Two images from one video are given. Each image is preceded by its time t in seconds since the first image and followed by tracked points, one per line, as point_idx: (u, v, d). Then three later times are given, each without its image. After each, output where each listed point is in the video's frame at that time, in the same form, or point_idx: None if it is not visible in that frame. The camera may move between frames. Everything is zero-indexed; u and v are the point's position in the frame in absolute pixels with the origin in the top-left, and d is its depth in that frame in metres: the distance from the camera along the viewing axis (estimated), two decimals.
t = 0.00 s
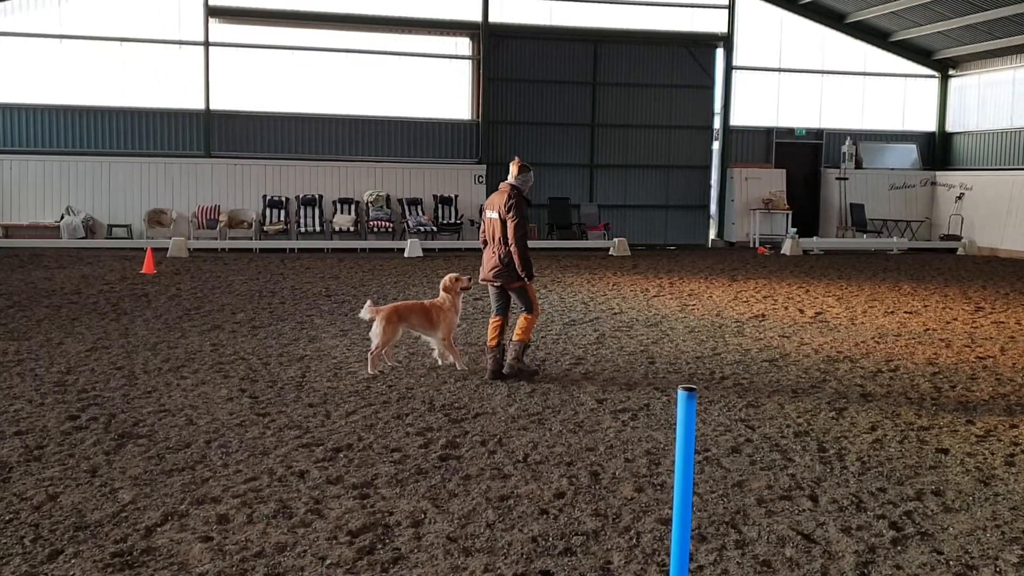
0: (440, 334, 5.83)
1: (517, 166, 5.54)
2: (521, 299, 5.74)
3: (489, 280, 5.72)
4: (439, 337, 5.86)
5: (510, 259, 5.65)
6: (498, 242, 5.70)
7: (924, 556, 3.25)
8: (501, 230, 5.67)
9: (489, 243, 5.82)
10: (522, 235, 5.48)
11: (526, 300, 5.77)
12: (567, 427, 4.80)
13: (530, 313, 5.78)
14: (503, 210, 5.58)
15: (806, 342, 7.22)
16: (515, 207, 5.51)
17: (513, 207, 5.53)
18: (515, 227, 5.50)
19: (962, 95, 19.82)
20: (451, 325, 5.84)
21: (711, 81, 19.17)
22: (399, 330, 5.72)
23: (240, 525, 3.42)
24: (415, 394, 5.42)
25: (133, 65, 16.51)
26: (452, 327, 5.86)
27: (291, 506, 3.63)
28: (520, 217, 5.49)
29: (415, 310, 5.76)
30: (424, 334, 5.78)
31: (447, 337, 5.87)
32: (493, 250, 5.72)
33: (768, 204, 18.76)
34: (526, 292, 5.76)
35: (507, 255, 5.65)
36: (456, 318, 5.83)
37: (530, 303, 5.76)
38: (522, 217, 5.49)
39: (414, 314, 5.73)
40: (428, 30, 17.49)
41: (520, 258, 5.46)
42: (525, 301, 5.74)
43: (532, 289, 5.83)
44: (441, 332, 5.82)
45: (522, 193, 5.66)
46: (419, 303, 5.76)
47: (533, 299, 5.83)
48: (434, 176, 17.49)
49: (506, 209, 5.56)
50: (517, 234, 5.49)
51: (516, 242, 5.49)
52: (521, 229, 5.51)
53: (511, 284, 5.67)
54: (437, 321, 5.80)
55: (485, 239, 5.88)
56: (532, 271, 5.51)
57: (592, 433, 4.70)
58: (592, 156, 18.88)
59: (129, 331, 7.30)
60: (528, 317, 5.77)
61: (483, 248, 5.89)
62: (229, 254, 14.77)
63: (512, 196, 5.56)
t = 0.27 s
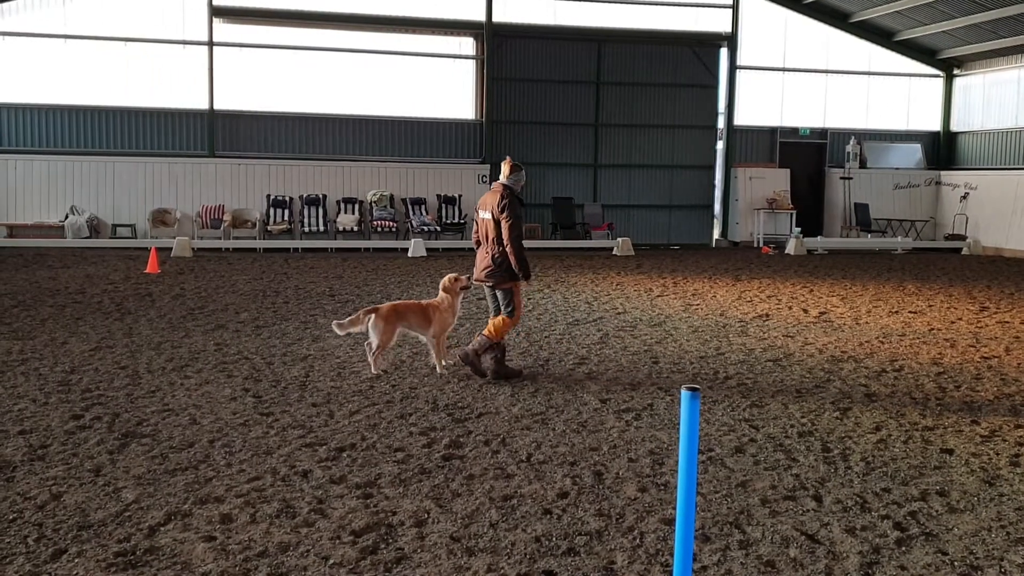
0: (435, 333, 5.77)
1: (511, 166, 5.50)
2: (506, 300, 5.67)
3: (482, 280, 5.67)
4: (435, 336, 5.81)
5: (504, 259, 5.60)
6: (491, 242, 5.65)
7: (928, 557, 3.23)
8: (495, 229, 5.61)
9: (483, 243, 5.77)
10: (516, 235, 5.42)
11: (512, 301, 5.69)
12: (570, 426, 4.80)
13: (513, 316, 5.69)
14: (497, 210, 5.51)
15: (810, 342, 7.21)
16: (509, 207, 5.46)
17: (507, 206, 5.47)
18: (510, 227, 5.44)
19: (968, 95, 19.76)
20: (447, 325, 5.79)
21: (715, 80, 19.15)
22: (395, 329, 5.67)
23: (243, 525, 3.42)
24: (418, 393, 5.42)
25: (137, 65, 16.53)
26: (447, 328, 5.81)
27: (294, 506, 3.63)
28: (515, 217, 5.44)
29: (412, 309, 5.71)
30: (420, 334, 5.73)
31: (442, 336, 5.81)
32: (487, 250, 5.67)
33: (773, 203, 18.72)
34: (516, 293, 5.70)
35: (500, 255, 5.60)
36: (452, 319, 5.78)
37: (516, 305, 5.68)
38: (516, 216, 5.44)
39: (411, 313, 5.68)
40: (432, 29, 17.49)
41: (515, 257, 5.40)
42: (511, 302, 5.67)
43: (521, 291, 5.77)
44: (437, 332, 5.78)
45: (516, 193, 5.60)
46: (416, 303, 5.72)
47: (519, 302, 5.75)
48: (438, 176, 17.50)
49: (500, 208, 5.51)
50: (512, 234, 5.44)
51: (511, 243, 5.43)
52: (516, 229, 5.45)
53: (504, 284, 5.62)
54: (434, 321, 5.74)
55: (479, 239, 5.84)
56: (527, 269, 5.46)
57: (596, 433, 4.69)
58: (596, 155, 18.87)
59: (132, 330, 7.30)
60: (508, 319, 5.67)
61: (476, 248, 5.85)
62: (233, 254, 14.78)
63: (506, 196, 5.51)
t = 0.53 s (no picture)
0: (431, 338, 5.68)
1: (502, 166, 5.44)
2: (483, 303, 5.58)
3: (468, 280, 5.60)
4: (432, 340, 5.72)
5: (492, 260, 5.54)
6: (480, 243, 5.59)
7: (931, 557, 3.23)
8: (484, 230, 5.56)
9: (472, 244, 5.71)
10: (506, 237, 5.37)
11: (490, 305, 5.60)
12: (571, 426, 4.79)
13: (487, 321, 5.60)
14: (487, 210, 5.46)
15: (812, 342, 7.20)
16: (499, 209, 5.40)
17: (498, 208, 5.41)
18: (500, 229, 5.39)
19: (970, 95, 19.74)
20: (442, 328, 5.69)
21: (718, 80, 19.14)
22: (388, 336, 5.60)
23: (244, 524, 3.42)
24: (420, 393, 5.42)
25: (141, 65, 16.55)
26: (442, 330, 5.71)
27: (295, 505, 3.63)
28: (503, 218, 5.39)
29: (403, 315, 5.61)
30: (414, 340, 5.64)
31: (438, 340, 5.72)
32: (476, 251, 5.62)
33: (775, 203, 18.70)
34: (496, 296, 5.61)
35: (488, 256, 5.55)
36: (445, 322, 5.68)
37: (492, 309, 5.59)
38: (505, 218, 5.38)
39: (402, 319, 5.58)
40: (434, 29, 17.50)
41: (503, 259, 5.35)
42: (487, 306, 5.58)
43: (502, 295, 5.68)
44: (432, 337, 5.68)
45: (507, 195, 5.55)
46: (407, 309, 5.62)
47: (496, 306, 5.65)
48: (440, 176, 17.52)
49: (490, 209, 5.45)
50: (500, 236, 5.39)
51: (501, 244, 5.38)
52: (506, 231, 5.40)
53: (488, 286, 5.55)
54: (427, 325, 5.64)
55: (468, 239, 5.78)
56: (516, 272, 5.41)
57: (597, 433, 4.68)
58: (598, 155, 18.86)
59: (134, 330, 7.31)
60: (481, 324, 5.57)
61: (466, 249, 5.80)
62: (234, 254, 14.79)
63: (496, 197, 5.45)
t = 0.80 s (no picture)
0: (415, 337, 5.68)
1: (495, 167, 5.46)
2: (470, 303, 5.58)
3: (453, 279, 5.57)
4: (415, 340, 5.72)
5: (477, 260, 5.52)
6: (468, 243, 5.59)
7: (930, 557, 3.22)
8: (471, 231, 5.56)
9: (459, 244, 5.70)
10: (492, 238, 5.39)
11: (475, 306, 5.60)
12: (570, 426, 4.79)
13: (473, 321, 5.62)
14: (475, 210, 5.46)
15: (811, 342, 7.20)
16: (488, 209, 5.41)
17: (486, 207, 5.42)
18: (486, 229, 5.39)
19: (969, 94, 19.74)
20: (425, 328, 5.70)
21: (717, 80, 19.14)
22: (372, 338, 5.58)
23: (243, 524, 3.42)
24: (419, 393, 5.41)
25: (141, 65, 16.54)
26: (425, 330, 5.72)
27: (294, 505, 3.62)
28: (492, 219, 5.39)
29: (386, 315, 5.60)
30: (398, 340, 5.63)
31: (421, 339, 5.72)
32: (462, 251, 5.61)
33: (774, 203, 18.70)
34: (480, 297, 5.60)
35: (474, 256, 5.53)
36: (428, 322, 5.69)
37: (478, 309, 5.60)
38: (494, 219, 5.39)
39: (385, 320, 5.57)
40: (434, 28, 17.48)
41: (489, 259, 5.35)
42: (473, 306, 5.58)
43: (487, 296, 5.68)
44: (416, 336, 5.68)
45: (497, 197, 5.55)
46: (390, 308, 5.61)
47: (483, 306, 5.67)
48: (440, 176, 17.52)
49: (479, 209, 5.45)
50: (488, 236, 5.39)
51: (485, 243, 5.38)
52: (493, 231, 5.41)
53: (473, 286, 5.52)
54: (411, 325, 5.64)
55: (456, 240, 5.77)
56: (498, 273, 5.40)
57: (596, 433, 4.68)
58: (597, 154, 18.85)
59: (133, 329, 7.30)
60: (469, 325, 5.60)
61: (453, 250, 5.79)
62: (233, 253, 14.78)
63: (486, 198, 5.45)
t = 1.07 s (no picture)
0: (411, 336, 5.65)
1: (489, 166, 5.45)
2: (467, 304, 5.61)
3: (450, 280, 5.60)
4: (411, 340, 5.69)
5: (472, 260, 5.52)
6: (463, 243, 5.60)
7: (930, 558, 3.22)
8: (467, 230, 5.57)
9: (457, 244, 5.72)
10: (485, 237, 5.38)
11: (474, 305, 5.62)
12: (570, 426, 4.79)
13: (473, 321, 5.64)
14: (470, 209, 5.47)
15: (811, 342, 7.20)
16: (481, 209, 5.41)
17: (479, 207, 5.42)
18: (480, 228, 5.39)
19: (969, 94, 19.74)
20: (421, 327, 5.68)
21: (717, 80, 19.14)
22: (369, 337, 5.56)
23: (242, 524, 3.41)
24: (418, 392, 5.41)
25: (140, 65, 16.54)
26: (422, 329, 5.69)
27: (294, 505, 3.62)
28: (484, 218, 5.39)
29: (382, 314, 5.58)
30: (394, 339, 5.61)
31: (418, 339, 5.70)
32: (458, 251, 5.62)
33: (773, 203, 18.70)
34: (480, 297, 5.62)
35: (470, 256, 5.54)
36: (424, 322, 5.67)
37: (477, 309, 5.62)
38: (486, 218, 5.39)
39: (381, 318, 5.56)
40: (434, 28, 17.48)
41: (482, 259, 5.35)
42: (471, 306, 5.60)
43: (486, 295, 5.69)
44: (412, 335, 5.65)
45: (493, 196, 5.55)
46: (386, 307, 5.60)
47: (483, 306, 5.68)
48: (439, 176, 17.53)
49: (473, 209, 5.45)
50: (481, 236, 5.39)
51: (478, 244, 5.38)
52: (486, 231, 5.41)
53: (470, 286, 5.54)
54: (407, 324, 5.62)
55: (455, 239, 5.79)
56: (493, 273, 5.41)
57: (596, 433, 4.68)
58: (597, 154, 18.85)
59: (133, 329, 7.30)
60: (468, 325, 5.63)
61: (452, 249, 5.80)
62: (233, 253, 14.78)
63: (481, 198, 5.45)
